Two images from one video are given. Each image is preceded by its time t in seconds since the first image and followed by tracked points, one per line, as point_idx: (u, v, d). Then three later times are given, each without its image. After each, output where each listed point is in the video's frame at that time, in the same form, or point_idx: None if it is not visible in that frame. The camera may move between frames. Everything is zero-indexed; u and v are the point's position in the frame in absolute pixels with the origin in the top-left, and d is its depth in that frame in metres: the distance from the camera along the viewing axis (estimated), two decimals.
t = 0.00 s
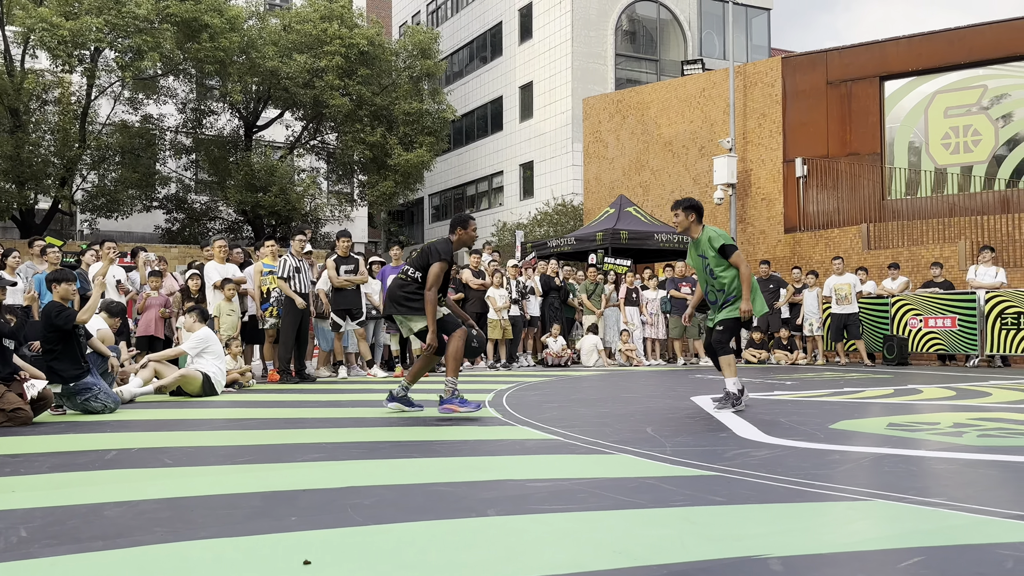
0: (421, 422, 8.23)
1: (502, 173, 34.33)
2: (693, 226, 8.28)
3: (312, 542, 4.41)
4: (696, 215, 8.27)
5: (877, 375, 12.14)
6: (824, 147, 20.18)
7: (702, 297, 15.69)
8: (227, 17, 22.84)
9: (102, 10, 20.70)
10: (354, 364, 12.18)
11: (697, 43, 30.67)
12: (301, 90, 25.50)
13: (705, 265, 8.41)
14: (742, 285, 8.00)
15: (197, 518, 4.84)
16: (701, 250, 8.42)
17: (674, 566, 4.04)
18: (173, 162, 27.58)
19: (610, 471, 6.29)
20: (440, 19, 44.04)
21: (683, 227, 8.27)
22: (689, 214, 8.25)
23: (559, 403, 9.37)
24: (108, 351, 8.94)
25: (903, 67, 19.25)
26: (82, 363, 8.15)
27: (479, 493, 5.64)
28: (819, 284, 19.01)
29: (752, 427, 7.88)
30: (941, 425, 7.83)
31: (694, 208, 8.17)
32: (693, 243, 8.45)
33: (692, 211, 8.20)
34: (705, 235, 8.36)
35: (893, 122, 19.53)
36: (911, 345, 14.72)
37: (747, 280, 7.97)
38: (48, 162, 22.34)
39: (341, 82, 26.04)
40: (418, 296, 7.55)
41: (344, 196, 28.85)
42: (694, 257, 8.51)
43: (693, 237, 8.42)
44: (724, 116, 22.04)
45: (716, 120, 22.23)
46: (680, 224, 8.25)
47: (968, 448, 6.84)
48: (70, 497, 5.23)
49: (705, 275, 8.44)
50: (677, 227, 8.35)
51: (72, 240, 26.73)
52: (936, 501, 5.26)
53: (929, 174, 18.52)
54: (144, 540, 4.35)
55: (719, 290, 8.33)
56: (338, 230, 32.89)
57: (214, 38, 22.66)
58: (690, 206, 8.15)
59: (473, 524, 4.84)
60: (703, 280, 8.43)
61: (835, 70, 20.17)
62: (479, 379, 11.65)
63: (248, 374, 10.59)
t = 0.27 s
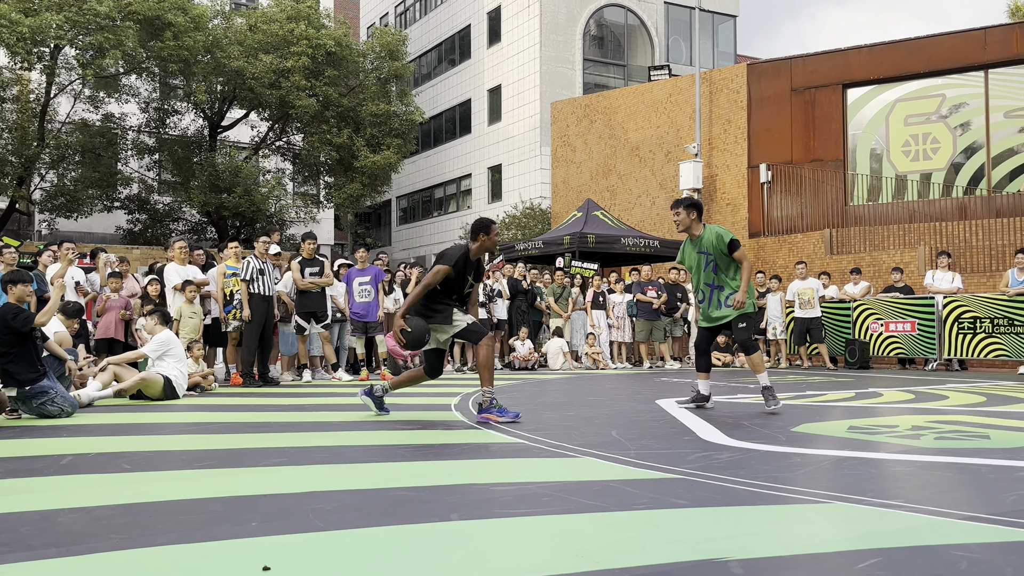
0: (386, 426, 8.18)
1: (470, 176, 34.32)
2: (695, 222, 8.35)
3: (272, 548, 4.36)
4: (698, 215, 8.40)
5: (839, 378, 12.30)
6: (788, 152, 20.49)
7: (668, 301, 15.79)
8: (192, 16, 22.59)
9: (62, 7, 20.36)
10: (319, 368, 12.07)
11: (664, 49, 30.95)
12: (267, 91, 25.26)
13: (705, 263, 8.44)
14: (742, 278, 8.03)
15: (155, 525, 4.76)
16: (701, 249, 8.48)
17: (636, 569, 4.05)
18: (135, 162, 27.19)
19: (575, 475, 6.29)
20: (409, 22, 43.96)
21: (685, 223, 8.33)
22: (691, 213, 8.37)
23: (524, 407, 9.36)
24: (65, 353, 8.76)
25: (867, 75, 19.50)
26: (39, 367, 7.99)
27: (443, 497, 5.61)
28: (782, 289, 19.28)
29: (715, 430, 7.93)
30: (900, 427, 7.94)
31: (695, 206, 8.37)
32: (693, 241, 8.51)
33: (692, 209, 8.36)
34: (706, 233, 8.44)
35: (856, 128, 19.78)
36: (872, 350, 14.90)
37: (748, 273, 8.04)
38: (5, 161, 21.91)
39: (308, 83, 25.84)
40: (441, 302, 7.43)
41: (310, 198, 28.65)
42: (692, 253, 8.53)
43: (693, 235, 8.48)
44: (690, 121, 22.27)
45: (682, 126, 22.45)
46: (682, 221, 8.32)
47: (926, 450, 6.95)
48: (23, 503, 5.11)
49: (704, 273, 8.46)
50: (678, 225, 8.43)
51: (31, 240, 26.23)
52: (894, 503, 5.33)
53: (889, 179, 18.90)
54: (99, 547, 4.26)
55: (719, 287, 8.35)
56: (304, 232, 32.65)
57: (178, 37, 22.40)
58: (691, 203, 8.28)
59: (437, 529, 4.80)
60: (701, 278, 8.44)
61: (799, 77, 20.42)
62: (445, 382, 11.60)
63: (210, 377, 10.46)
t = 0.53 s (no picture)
0: (352, 428, 8.11)
1: (440, 177, 34.25)
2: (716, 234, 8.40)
3: (235, 552, 4.30)
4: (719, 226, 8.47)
5: (803, 381, 12.44)
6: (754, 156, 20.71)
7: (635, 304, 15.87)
8: (157, 13, 22.31)
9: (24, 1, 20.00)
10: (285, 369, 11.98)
11: (634, 53, 31.16)
12: (234, 90, 25.00)
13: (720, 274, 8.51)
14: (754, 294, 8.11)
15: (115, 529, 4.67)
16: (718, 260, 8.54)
17: (601, 571, 4.05)
18: (98, 160, 26.78)
19: (542, 477, 6.29)
20: (379, 22, 43.79)
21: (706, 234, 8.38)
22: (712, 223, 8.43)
23: (492, 409, 9.35)
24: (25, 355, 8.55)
25: (833, 81, 19.76)
26: None
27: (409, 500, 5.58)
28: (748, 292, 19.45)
29: (681, 432, 7.98)
30: (863, 429, 8.06)
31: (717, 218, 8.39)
32: (712, 251, 8.56)
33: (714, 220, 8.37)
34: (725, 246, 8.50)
35: (822, 134, 20.09)
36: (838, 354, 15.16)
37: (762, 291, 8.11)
38: None
39: (276, 82, 25.61)
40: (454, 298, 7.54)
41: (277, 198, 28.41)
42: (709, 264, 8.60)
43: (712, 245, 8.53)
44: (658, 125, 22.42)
45: (651, 130, 22.60)
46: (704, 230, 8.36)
47: (888, 452, 7.05)
48: None
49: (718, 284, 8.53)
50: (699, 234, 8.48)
51: None
52: (855, 504, 5.41)
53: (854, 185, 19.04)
54: (57, 552, 4.18)
55: (730, 300, 8.44)
56: (271, 232, 32.35)
57: (143, 34, 22.12)
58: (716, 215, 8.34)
59: (402, 532, 4.77)
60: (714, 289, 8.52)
61: (766, 83, 20.66)
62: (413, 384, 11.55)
63: (174, 379, 10.30)
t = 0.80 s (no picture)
0: (320, 428, 8.06)
1: (410, 176, 34.12)
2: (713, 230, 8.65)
3: (200, 551, 4.25)
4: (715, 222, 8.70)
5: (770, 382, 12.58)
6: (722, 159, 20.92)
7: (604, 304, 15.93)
8: (123, 7, 21.96)
9: None
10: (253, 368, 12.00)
11: (605, 54, 31.31)
12: (201, 85, 24.65)
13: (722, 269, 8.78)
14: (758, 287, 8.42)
15: (76, 530, 4.60)
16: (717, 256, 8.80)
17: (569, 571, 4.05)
18: (62, 155, 26.32)
19: (510, 476, 6.29)
20: (349, 19, 43.54)
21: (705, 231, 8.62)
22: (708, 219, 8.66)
23: (460, 409, 9.34)
24: None
25: (800, 85, 20.04)
26: None
27: (377, 500, 5.55)
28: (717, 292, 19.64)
29: (648, 432, 8.04)
30: (827, 430, 8.17)
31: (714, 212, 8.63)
32: (709, 248, 8.79)
33: (710, 215, 8.63)
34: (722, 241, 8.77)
35: (789, 137, 20.38)
36: (804, 354, 15.36)
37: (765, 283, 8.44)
38: None
39: (244, 78, 25.32)
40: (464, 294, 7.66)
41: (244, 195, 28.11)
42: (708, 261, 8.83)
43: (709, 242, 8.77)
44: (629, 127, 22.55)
45: (622, 131, 22.75)
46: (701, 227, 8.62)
47: (852, 452, 7.14)
48: None
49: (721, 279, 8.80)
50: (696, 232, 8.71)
51: None
52: (819, 503, 5.47)
53: (820, 188, 19.18)
54: (17, 553, 4.10)
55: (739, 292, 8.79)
56: (238, 229, 32.02)
57: (109, 27, 21.76)
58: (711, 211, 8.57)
59: (369, 531, 4.74)
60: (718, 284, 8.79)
61: (735, 86, 20.85)
62: (380, 384, 11.49)
63: (138, 377, 10.14)
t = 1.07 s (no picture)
0: (287, 425, 8.00)
1: (381, 172, 33.97)
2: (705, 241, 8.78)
3: (162, 549, 4.19)
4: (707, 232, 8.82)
5: (737, 379, 12.71)
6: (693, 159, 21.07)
7: (575, 302, 15.98)
8: None
9: None
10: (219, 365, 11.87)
11: (576, 53, 31.42)
12: (168, 78, 24.28)
13: (716, 280, 8.91)
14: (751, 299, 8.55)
15: (35, 527, 4.51)
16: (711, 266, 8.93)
17: (534, 566, 4.06)
18: (24, 147, 25.86)
19: (477, 473, 6.28)
20: (321, 14, 43.24)
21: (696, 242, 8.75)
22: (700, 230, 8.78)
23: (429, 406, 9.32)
24: None
25: (769, 86, 20.25)
26: None
27: (343, 496, 5.52)
28: (687, 291, 19.83)
29: (616, 429, 8.07)
30: (793, 426, 8.26)
31: (706, 224, 8.75)
32: (704, 258, 8.93)
33: (702, 227, 8.75)
34: (715, 251, 8.89)
35: (757, 138, 20.56)
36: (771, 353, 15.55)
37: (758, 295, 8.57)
38: None
39: (212, 71, 25.03)
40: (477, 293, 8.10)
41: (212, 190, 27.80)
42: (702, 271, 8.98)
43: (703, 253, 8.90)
44: (600, 126, 22.64)
45: (593, 130, 22.84)
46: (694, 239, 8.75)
47: (816, 448, 7.24)
48: None
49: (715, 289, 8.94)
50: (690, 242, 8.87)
51: None
52: (784, 499, 5.52)
53: (788, 188, 19.26)
54: None
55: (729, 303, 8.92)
56: (205, 225, 31.69)
57: (73, 18, 21.41)
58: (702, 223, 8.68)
59: (334, 528, 4.71)
60: (713, 294, 8.95)
61: (705, 86, 21.00)
62: (348, 381, 11.43)
63: (102, 374, 10.00)
